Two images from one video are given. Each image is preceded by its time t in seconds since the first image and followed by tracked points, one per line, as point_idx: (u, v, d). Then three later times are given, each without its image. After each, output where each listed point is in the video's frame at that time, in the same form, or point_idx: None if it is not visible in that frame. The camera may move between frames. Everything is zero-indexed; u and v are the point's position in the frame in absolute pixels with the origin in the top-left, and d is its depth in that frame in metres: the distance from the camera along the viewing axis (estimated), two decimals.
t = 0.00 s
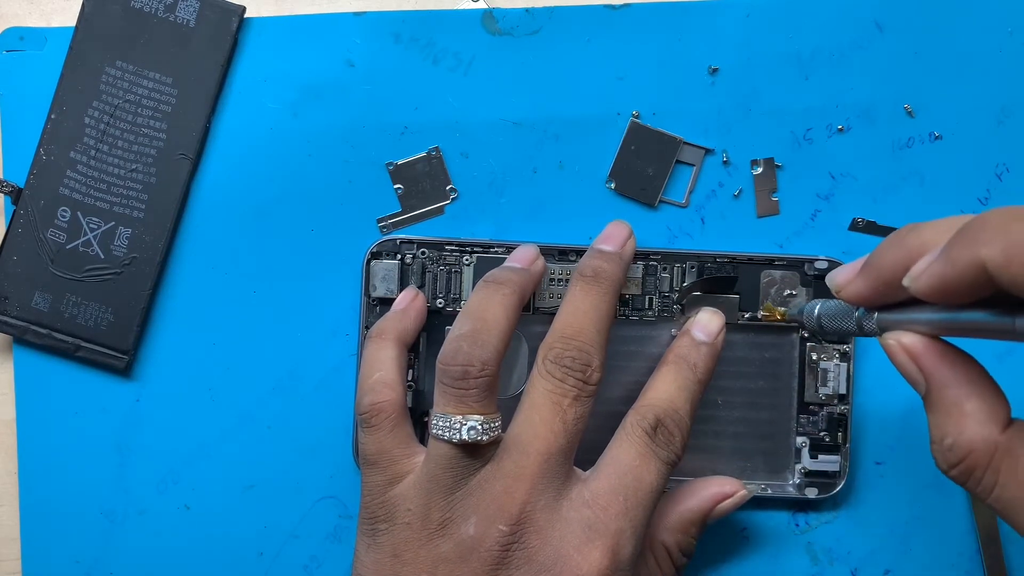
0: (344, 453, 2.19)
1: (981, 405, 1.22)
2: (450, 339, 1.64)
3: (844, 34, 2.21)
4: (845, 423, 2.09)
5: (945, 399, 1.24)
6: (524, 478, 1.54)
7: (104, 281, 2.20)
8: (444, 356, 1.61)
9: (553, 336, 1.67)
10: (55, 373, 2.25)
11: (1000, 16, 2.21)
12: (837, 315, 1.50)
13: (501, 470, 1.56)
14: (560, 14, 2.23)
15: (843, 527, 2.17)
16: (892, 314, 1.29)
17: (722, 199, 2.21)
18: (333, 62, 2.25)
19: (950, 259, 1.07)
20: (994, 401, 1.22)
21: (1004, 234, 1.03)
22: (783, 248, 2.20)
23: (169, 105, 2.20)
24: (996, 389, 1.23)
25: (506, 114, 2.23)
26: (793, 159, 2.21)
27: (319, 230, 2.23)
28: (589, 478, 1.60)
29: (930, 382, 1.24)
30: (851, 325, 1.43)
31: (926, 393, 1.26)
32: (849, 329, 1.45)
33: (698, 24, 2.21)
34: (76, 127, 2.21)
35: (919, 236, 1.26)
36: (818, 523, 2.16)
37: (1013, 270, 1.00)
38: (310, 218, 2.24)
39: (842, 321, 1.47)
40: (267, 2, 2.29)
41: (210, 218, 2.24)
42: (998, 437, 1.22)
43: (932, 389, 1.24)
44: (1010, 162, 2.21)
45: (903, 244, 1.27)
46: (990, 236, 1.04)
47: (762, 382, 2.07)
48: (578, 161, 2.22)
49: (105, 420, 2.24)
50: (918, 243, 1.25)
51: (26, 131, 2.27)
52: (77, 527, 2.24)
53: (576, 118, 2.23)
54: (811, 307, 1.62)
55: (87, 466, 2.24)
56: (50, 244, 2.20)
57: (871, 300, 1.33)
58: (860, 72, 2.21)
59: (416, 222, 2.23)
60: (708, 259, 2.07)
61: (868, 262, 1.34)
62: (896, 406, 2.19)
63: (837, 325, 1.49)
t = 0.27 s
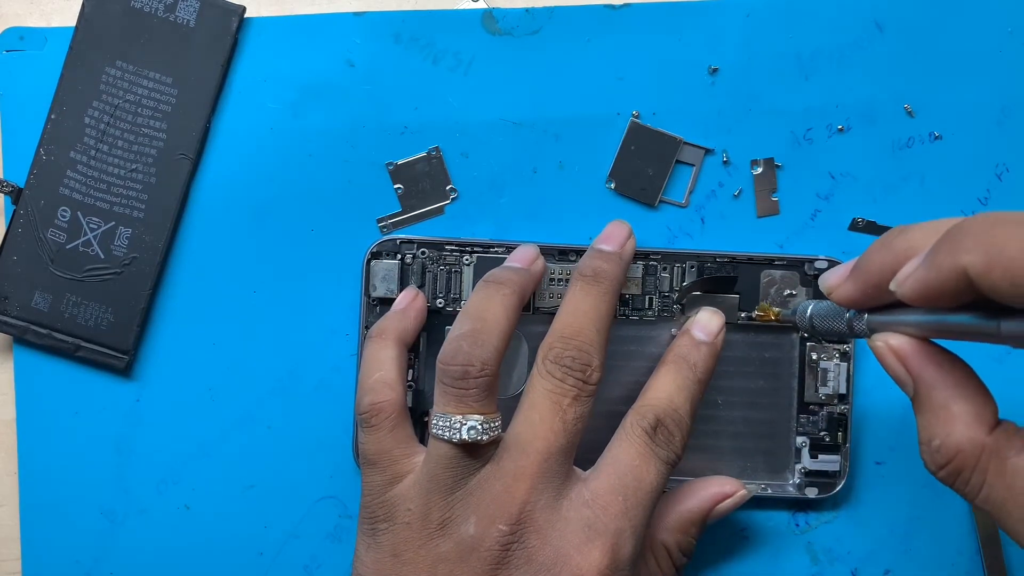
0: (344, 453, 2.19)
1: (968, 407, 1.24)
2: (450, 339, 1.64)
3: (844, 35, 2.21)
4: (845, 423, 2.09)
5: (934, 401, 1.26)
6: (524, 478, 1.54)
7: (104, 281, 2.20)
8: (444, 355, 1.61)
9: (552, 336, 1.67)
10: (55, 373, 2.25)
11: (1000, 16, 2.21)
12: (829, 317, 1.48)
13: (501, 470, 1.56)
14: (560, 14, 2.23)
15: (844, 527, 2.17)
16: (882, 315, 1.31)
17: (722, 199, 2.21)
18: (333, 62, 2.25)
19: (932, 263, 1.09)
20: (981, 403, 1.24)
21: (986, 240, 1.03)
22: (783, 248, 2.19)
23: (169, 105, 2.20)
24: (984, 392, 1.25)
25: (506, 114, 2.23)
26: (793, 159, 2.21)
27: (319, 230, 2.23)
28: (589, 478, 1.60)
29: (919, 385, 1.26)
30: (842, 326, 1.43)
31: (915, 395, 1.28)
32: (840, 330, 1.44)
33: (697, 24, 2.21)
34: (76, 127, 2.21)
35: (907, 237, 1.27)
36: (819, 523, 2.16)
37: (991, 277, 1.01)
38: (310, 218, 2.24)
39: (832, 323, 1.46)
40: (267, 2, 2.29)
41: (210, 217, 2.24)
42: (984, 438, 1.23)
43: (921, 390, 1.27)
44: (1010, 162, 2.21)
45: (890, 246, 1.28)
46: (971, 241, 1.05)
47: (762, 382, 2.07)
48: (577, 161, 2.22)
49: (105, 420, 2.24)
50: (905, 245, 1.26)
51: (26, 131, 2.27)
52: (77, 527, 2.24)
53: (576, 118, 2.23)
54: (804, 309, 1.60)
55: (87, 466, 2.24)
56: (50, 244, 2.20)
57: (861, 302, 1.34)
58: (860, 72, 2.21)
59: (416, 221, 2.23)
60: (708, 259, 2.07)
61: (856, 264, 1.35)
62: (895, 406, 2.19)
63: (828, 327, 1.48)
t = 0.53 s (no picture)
0: (344, 453, 2.19)
1: (897, 398, 1.24)
2: (451, 340, 1.64)
3: (844, 35, 2.21)
4: (845, 423, 2.09)
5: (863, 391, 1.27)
6: (524, 478, 1.54)
7: (104, 281, 2.20)
8: (444, 355, 1.61)
9: (552, 337, 1.67)
10: (55, 374, 2.25)
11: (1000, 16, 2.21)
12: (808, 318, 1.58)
13: (501, 471, 1.56)
14: (561, 14, 2.23)
15: (843, 527, 2.17)
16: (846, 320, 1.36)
17: (722, 199, 2.22)
18: (333, 62, 2.25)
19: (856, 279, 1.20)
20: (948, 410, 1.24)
21: (891, 261, 1.11)
22: (783, 247, 2.20)
23: (169, 105, 2.20)
24: (916, 383, 1.25)
25: (506, 114, 2.23)
26: (793, 159, 2.21)
27: (319, 230, 2.23)
28: (589, 478, 1.60)
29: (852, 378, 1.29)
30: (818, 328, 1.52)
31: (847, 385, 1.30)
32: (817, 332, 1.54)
33: (698, 24, 2.21)
34: (76, 127, 2.21)
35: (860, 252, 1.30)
36: (818, 523, 2.17)
37: (892, 297, 1.11)
38: (310, 218, 2.24)
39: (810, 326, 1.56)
40: (267, 2, 2.29)
41: (209, 217, 2.24)
42: (912, 427, 1.23)
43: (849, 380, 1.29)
44: (1009, 162, 2.21)
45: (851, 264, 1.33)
46: (882, 261, 1.13)
47: (762, 382, 2.07)
48: (577, 161, 2.22)
49: (105, 420, 2.24)
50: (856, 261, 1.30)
51: (26, 131, 2.27)
52: (77, 527, 2.24)
53: (576, 118, 2.23)
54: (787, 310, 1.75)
55: (87, 466, 2.24)
56: (50, 244, 2.20)
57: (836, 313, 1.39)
58: (860, 72, 2.21)
59: (417, 221, 2.23)
60: (708, 259, 2.08)
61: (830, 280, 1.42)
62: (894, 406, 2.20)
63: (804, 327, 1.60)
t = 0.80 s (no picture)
0: (345, 453, 2.20)
1: (873, 399, 1.23)
2: (451, 340, 1.64)
3: (844, 35, 2.21)
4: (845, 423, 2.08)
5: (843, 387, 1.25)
6: (524, 480, 1.54)
7: (104, 281, 2.20)
8: (444, 355, 1.61)
9: (551, 338, 1.67)
10: (55, 374, 2.25)
11: (1000, 16, 2.21)
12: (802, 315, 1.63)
13: (501, 473, 1.56)
14: (560, 14, 2.23)
15: (843, 527, 2.17)
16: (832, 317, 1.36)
17: (722, 199, 2.21)
18: (333, 63, 2.25)
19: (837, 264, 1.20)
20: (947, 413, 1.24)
21: (866, 246, 1.09)
22: (783, 247, 2.19)
23: (169, 105, 2.20)
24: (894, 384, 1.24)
25: (506, 114, 2.23)
26: (794, 159, 2.21)
27: (319, 230, 2.23)
28: (589, 481, 1.60)
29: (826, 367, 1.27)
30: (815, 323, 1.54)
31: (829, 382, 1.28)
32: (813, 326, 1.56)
33: (698, 24, 2.21)
34: (76, 127, 2.21)
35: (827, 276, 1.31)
36: (818, 523, 2.17)
37: (864, 282, 1.10)
38: (310, 218, 2.24)
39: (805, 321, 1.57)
40: (268, 2, 2.29)
41: (210, 217, 2.24)
42: (886, 430, 1.22)
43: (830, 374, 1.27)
44: (1010, 162, 2.21)
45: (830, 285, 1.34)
46: (859, 246, 1.12)
47: (762, 382, 2.07)
48: (577, 161, 2.22)
49: (106, 419, 2.24)
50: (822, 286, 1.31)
51: (26, 131, 2.27)
52: (77, 527, 2.24)
53: (576, 118, 2.23)
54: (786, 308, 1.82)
55: (87, 466, 2.24)
56: (50, 244, 2.20)
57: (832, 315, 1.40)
58: (860, 72, 2.21)
59: (417, 221, 2.23)
60: (708, 259, 2.08)
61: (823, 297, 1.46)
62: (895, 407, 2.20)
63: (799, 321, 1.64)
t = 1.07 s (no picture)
0: (344, 453, 2.19)
1: (883, 381, 1.24)
2: (450, 341, 1.64)
3: (844, 35, 2.21)
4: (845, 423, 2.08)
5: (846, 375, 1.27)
6: (523, 481, 1.54)
7: (104, 282, 2.20)
8: (442, 356, 1.61)
9: (546, 338, 1.67)
10: (55, 374, 2.25)
11: (1001, 16, 2.21)
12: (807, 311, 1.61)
13: (500, 474, 1.56)
14: (560, 14, 2.23)
15: (843, 527, 2.17)
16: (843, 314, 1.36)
17: (722, 199, 2.21)
18: (333, 63, 2.25)
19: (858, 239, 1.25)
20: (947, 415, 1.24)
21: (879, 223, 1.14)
22: (783, 247, 2.19)
23: (169, 105, 2.20)
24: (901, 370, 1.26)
25: (506, 114, 2.23)
26: (794, 159, 2.21)
27: (318, 230, 2.23)
28: (589, 482, 1.60)
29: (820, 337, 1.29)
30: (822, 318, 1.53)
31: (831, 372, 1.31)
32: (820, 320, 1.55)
33: (698, 24, 2.21)
34: (76, 127, 2.21)
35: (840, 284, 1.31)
36: (819, 523, 2.16)
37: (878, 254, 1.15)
38: (310, 218, 2.24)
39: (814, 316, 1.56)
40: (268, 2, 2.29)
41: (210, 218, 2.24)
42: (900, 412, 1.24)
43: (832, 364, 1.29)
44: (1010, 162, 2.21)
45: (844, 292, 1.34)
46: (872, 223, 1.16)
47: (762, 382, 2.07)
48: (577, 161, 2.22)
49: (106, 420, 2.24)
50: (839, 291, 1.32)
51: (26, 131, 2.27)
52: (77, 527, 2.24)
53: (576, 118, 2.23)
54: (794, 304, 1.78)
55: (87, 466, 2.24)
56: (50, 244, 2.20)
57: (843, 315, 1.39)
58: (860, 72, 2.21)
59: (417, 221, 2.23)
60: (708, 259, 2.08)
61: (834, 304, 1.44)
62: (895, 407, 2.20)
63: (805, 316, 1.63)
